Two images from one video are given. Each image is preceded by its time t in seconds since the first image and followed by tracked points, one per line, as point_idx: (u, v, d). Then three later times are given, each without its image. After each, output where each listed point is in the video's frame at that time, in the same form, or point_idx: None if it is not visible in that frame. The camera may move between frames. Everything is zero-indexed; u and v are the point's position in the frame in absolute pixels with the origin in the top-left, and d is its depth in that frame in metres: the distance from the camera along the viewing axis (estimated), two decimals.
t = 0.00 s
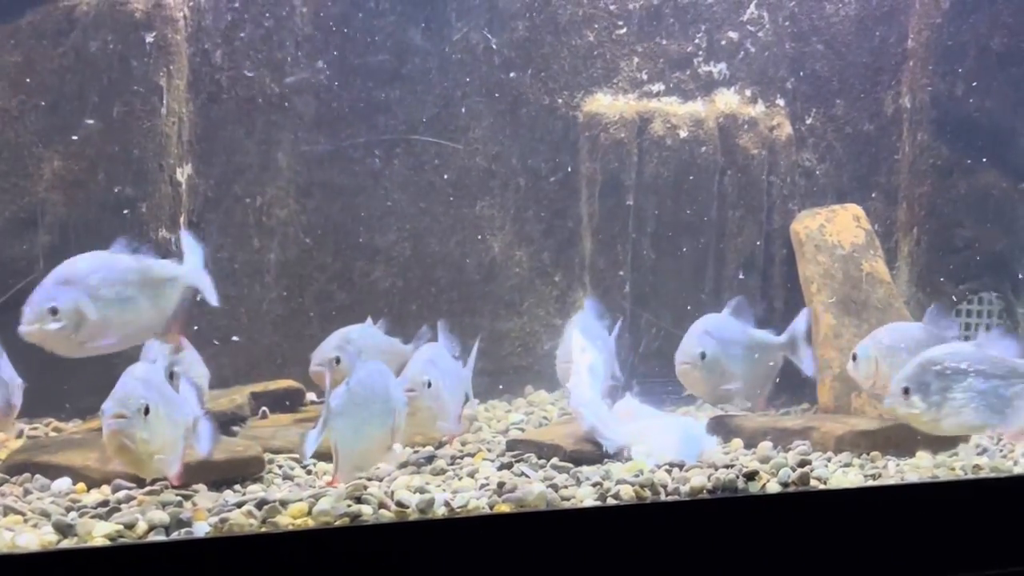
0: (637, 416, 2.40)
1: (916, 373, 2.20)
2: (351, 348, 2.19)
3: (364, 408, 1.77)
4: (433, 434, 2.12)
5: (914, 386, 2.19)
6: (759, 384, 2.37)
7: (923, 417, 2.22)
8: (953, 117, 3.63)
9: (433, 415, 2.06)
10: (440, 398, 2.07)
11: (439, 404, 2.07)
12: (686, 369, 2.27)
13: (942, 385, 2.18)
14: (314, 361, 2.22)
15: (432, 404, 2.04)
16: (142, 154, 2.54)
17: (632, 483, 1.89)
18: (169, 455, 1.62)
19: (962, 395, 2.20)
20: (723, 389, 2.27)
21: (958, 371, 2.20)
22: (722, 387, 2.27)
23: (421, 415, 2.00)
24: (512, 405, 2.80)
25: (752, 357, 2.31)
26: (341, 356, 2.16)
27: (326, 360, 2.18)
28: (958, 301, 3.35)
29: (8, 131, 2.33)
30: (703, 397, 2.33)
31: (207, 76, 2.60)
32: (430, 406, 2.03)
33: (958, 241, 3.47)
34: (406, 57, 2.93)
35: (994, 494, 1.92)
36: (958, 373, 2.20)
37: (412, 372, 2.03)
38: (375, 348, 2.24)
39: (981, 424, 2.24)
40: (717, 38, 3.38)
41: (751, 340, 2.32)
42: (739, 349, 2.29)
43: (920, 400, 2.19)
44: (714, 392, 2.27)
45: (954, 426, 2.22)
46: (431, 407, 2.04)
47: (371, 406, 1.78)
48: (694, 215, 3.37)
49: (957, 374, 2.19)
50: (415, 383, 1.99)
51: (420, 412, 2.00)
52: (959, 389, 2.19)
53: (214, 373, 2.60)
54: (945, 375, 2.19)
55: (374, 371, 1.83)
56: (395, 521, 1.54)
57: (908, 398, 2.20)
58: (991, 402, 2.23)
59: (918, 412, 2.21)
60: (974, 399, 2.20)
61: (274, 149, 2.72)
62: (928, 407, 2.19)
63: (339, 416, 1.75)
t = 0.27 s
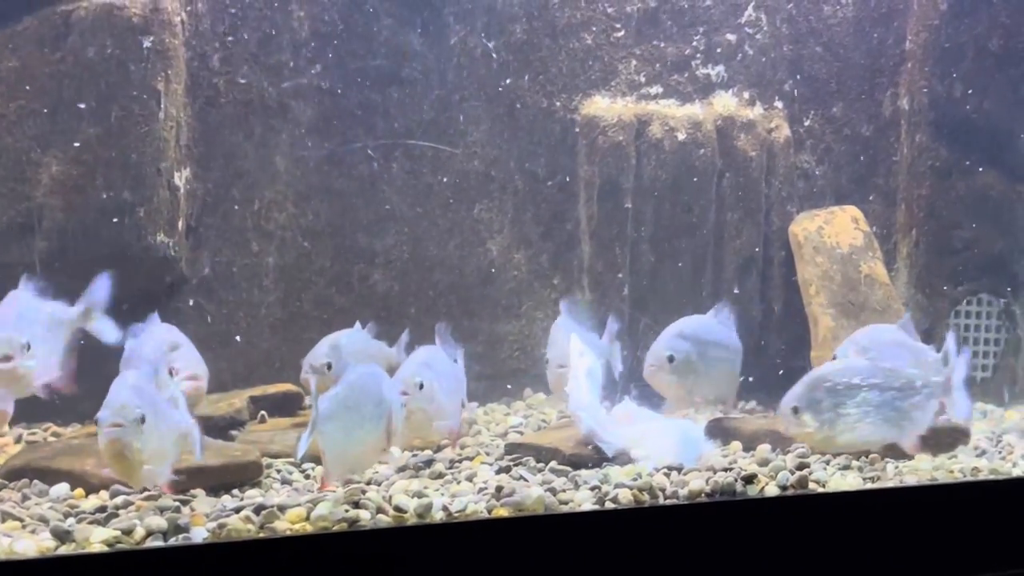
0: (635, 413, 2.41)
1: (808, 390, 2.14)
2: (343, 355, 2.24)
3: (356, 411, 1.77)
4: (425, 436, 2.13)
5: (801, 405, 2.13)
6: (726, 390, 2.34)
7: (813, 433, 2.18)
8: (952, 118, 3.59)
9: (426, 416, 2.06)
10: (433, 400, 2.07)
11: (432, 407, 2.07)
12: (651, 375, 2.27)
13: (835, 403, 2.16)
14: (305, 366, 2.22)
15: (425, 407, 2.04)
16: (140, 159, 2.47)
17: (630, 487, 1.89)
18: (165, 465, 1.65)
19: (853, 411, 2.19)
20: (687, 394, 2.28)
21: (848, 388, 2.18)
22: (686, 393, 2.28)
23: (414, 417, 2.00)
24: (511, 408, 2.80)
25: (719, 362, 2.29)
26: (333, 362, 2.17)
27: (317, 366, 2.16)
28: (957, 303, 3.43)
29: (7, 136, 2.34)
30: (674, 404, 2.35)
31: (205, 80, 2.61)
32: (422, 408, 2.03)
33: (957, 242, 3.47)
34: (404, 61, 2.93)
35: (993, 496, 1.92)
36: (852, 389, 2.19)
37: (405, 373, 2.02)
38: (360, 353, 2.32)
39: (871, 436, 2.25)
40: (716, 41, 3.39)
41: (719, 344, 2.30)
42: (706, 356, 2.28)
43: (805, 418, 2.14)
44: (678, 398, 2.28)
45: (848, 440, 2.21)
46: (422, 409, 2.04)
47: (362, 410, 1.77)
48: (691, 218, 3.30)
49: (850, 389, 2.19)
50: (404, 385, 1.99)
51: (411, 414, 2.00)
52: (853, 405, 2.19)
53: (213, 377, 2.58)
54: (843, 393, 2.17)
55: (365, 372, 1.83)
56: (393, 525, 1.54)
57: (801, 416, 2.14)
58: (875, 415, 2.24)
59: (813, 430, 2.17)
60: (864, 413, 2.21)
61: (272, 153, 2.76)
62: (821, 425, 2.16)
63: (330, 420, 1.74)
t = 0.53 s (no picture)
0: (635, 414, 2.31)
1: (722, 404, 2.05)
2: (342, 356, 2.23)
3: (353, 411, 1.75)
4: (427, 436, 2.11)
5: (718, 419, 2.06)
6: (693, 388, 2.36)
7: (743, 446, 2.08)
8: (951, 117, 3.63)
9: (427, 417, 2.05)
10: (432, 400, 2.06)
11: (429, 408, 2.06)
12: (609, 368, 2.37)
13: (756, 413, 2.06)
14: (301, 366, 2.23)
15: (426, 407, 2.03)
16: (139, 158, 2.48)
17: (632, 486, 1.88)
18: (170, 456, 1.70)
19: (772, 417, 2.09)
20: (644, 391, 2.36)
21: (764, 395, 2.08)
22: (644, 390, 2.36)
23: (414, 418, 1.98)
24: (513, 407, 2.79)
25: (677, 357, 2.35)
26: (327, 362, 2.18)
27: (314, 365, 2.18)
28: (959, 301, 3.53)
29: (7, 136, 2.34)
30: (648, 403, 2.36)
31: (205, 79, 2.61)
32: (422, 409, 2.02)
33: (957, 240, 3.52)
34: (405, 59, 2.93)
35: (995, 493, 1.91)
36: (767, 395, 2.09)
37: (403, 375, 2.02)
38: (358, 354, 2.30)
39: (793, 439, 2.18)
40: (717, 39, 3.38)
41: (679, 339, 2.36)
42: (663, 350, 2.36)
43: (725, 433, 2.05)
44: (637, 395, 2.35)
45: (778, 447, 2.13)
46: (422, 409, 2.03)
47: (360, 410, 1.76)
48: (694, 216, 3.29)
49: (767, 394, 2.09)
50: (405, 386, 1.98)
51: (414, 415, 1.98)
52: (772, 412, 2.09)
53: (213, 376, 2.56)
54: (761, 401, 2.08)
55: (364, 372, 1.81)
56: (395, 524, 1.53)
57: (721, 431, 2.06)
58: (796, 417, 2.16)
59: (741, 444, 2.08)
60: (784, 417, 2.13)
61: (273, 151, 2.75)
62: (744, 438, 2.06)
63: (325, 421, 1.71)
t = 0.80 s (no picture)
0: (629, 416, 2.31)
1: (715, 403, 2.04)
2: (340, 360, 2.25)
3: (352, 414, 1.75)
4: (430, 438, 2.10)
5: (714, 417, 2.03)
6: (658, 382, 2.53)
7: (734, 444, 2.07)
8: (953, 117, 3.62)
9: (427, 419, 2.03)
10: (430, 402, 2.04)
11: (428, 408, 2.04)
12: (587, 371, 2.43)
13: (751, 411, 2.04)
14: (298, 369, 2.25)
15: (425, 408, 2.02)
16: (140, 160, 2.46)
17: (633, 487, 1.88)
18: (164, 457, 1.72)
19: (771, 416, 2.06)
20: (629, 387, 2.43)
21: (763, 393, 2.05)
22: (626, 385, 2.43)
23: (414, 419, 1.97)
24: (515, 408, 2.79)
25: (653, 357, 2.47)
26: (325, 363, 2.21)
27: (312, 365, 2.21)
28: (959, 301, 3.50)
29: (8, 138, 2.34)
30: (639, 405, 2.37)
31: (206, 81, 2.63)
32: (422, 410, 2.01)
33: (958, 241, 3.52)
34: (405, 61, 2.93)
35: (995, 494, 1.92)
36: (767, 394, 2.06)
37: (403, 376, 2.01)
38: (358, 361, 2.33)
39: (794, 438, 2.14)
40: (716, 40, 3.38)
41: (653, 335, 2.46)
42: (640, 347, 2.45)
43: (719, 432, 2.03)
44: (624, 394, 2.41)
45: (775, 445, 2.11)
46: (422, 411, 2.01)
47: (359, 413, 1.75)
48: (695, 218, 3.29)
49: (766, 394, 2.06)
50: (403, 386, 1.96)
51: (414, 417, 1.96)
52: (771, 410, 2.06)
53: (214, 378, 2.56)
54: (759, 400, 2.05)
55: (363, 374, 1.81)
56: (397, 527, 1.53)
57: (715, 429, 2.04)
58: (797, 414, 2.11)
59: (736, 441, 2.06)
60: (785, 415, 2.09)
61: (273, 153, 2.75)
62: (737, 436, 2.04)
63: (324, 423, 1.71)
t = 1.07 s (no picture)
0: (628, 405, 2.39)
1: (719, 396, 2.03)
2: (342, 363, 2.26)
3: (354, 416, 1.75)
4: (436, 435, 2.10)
5: (714, 410, 2.02)
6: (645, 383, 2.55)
7: (732, 441, 2.05)
8: (953, 117, 3.67)
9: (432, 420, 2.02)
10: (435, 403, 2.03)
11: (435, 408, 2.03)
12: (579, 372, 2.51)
13: (753, 406, 2.03)
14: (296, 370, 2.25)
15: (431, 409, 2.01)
16: (141, 161, 2.48)
17: (634, 487, 1.88)
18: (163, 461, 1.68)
19: (770, 413, 2.06)
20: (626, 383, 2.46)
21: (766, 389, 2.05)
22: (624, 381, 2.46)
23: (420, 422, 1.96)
24: (515, 408, 2.78)
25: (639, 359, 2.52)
26: (325, 364, 2.23)
27: (310, 367, 2.21)
28: (959, 300, 3.53)
29: (8, 139, 2.33)
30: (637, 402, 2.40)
31: (206, 82, 2.63)
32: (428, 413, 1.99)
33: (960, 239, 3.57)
34: (406, 61, 2.93)
35: (997, 493, 1.92)
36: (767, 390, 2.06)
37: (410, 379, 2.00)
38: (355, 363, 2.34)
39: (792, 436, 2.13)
40: (717, 40, 3.37)
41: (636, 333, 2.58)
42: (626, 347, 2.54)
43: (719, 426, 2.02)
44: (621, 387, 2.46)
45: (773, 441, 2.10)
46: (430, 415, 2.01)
47: (361, 415, 1.76)
48: (697, 217, 3.29)
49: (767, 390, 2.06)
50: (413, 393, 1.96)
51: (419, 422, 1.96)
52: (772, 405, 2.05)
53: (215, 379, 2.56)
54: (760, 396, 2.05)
55: (367, 376, 1.81)
56: (398, 528, 1.53)
57: (714, 423, 2.02)
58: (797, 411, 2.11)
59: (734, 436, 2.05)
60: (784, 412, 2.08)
61: (274, 154, 2.74)
62: (735, 431, 2.03)
63: (326, 423, 1.73)
